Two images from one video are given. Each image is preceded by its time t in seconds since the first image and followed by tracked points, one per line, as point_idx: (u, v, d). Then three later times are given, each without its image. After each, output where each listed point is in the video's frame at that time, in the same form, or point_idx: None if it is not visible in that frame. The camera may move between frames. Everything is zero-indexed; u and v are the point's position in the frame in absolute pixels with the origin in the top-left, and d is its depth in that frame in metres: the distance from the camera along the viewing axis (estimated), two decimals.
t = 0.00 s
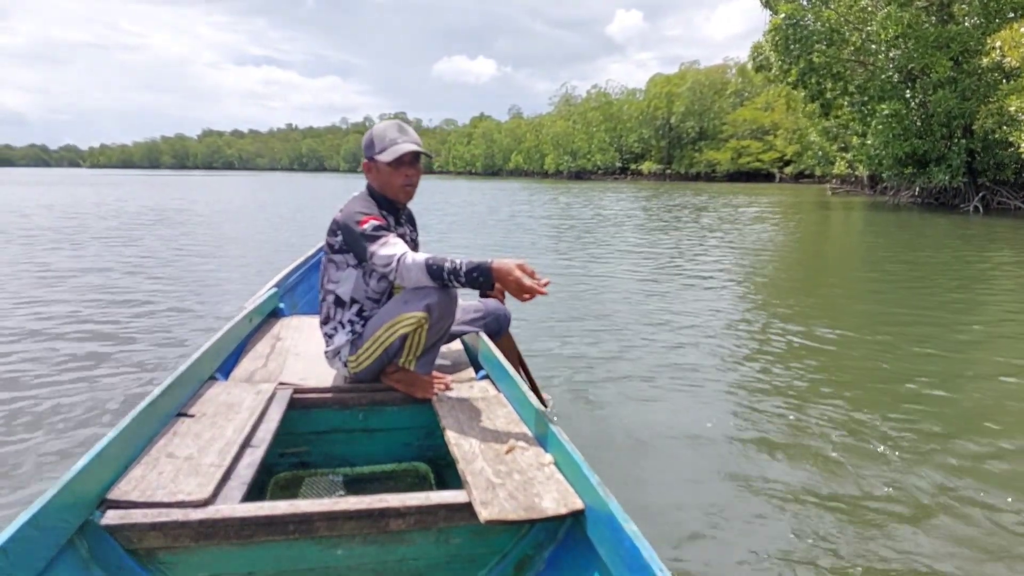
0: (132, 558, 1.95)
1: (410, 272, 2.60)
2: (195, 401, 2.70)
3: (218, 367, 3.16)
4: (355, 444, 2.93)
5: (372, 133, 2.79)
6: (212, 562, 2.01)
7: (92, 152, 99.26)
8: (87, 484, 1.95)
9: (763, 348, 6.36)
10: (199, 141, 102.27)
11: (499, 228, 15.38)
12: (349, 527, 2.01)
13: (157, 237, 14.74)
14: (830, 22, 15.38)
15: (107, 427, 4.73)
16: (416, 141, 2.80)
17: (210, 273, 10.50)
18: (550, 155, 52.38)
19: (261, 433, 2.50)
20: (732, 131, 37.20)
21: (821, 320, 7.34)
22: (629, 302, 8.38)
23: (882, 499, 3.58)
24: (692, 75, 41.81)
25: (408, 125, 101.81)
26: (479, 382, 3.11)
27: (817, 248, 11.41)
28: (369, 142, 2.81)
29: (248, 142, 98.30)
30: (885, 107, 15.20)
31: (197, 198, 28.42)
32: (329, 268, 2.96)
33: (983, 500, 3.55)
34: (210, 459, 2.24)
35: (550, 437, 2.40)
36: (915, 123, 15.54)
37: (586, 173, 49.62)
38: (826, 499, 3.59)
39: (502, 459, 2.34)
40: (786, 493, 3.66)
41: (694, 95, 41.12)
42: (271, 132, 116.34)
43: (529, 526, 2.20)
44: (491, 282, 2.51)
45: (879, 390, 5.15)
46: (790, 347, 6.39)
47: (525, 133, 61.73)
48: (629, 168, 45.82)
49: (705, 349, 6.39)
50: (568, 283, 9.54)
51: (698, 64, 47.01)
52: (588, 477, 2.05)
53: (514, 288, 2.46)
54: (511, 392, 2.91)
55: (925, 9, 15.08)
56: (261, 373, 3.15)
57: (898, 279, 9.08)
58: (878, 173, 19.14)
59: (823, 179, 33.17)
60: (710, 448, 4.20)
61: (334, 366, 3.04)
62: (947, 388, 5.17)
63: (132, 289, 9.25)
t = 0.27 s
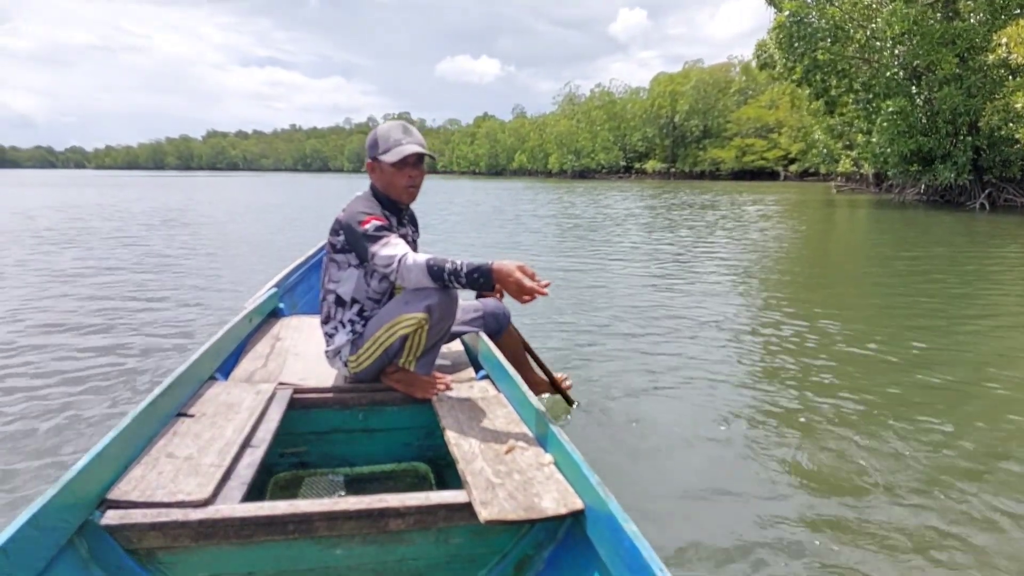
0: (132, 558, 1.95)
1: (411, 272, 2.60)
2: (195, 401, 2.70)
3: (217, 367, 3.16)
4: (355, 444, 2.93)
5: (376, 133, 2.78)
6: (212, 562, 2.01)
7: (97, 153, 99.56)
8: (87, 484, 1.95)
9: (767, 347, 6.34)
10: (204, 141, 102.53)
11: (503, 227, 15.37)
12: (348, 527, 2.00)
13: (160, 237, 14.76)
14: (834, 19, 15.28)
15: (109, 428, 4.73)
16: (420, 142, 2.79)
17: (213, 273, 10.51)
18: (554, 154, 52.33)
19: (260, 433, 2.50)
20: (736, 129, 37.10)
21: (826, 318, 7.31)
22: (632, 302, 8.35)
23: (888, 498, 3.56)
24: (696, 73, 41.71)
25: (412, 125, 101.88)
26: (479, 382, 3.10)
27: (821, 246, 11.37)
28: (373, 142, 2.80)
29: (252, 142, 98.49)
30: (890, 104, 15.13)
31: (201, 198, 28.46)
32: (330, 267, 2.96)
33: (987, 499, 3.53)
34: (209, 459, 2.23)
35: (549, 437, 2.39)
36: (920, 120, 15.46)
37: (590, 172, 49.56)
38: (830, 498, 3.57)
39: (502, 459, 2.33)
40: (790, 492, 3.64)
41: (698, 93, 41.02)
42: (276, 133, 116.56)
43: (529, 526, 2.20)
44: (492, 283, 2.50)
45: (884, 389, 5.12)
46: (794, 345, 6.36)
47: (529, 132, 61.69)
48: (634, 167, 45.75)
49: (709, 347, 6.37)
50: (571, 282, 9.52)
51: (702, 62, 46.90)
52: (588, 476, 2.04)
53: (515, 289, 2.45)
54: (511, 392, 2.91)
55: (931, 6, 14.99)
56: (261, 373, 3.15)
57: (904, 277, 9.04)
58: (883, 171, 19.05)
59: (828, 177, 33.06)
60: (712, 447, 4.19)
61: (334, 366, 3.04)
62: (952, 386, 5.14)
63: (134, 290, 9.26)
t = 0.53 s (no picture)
0: (132, 558, 1.95)
1: (413, 273, 2.59)
2: (195, 401, 2.71)
3: (218, 367, 3.16)
4: (355, 444, 2.93)
5: (380, 133, 2.77)
6: (212, 562, 2.01)
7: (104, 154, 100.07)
8: (87, 485, 1.95)
9: (773, 346, 6.32)
10: (210, 142, 102.88)
11: (507, 227, 15.37)
12: (349, 527, 2.00)
13: (165, 237, 14.79)
14: (840, 18, 15.23)
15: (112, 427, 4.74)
16: (424, 143, 2.77)
17: (217, 273, 10.53)
18: (558, 153, 52.30)
19: (261, 432, 2.50)
20: (742, 129, 36.99)
21: (832, 318, 7.28)
22: (637, 301, 8.33)
23: (893, 498, 3.54)
24: (701, 72, 41.62)
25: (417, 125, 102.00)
26: (479, 381, 3.10)
27: (827, 245, 11.33)
28: (376, 142, 2.79)
29: (258, 143, 98.75)
30: (896, 103, 15.07)
31: (206, 199, 28.52)
32: (332, 267, 2.95)
33: (995, 498, 3.51)
34: (210, 459, 2.24)
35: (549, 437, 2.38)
36: (926, 119, 15.40)
37: (595, 172, 49.51)
38: (834, 498, 3.55)
39: (502, 459, 2.32)
40: (794, 492, 3.62)
41: (703, 92, 40.96)
42: (281, 134, 116.82)
43: (530, 526, 2.19)
44: (494, 283, 2.49)
45: (889, 388, 5.10)
46: (800, 345, 6.34)
47: (533, 132, 61.67)
48: (638, 166, 45.67)
49: (713, 347, 6.34)
50: (575, 282, 9.51)
51: (707, 61, 46.79)
52: (588, 476, 2.04)
53: (518, 290, 2.45)
54: (512, 391, 2.90)
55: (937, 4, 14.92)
56: (261, 373, 3.15)
57: (911, 277, 8.98)
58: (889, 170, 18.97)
59: (834, 176, 32.95)
60: (715, 447, 4.17)
61: (336, 365, 3.03)
62: (959, 386, 5.11)
63: (139, 290, 9.29)
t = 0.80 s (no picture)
0: (132, 558, 1.95)
1: (415, 273, 2.58)
2: (195, 401, 2.70)
3: (217, 367, 3.16)
4: (355, 444, 2.93)
5: (383, 132, 2.76)
6: (211, 562, 2.00)
7: (109, 154, 100.41)
8: (87, 485, 1.95)
9: (777, 347, 6.29)
10: (215, 142, 103.12)
11: (510, 227, 15.35)
12: (349, 526, 1.99)
13: (169, 237, 14.81)
14: (845, 18, 15.19)
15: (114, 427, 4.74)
16: (427, 143, 2.77)
17: (221, 273, 10.54)
18: (563, 153, 52.27)
19: (261, 432, 2.49)
20: (746, 129, 36.92)
21: (837, 319, 7.25)
22: (640, 302, 8.31)
23: (898, 499, 3.52)
24: (706, 72, 41.56)
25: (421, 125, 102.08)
26: (479, 381, 3.09)
27: (833, 246, 11.29)
28: (380, 142, 2.78)
29: (262, 143, 98.95)
30: (902, 104, 15.02)
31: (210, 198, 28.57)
32: (335, 266, 2.95)
33: (1000, 500, 3.48)
34: (210, 459, 2.23)
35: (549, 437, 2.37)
36: (933, 120, 15.34)
37: (599, 172, 49.47)
38: (837, 499, 3.53)
39: (502, 458, 2.31)
40: (797, 494, 3.60)
41: (708, 92, 40.89)
42: (286, 134, 117.04)
43: (529, 526, 2.18)
44: (497, 284, 2.48)
45: (894, 390, 5.07)
46: (804, 346, 6.31)
47: (538, 132, 61.66)
48: (643, 167, 45.63)
49: (717, 348, 6.32)
50: (578, 283, 9.49)
51: (712, 62, 46.73)
52: (588, 476, 2.03)
53: (520, 291, 2.44)
54: (512, 392, 2.89)
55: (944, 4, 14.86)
56: (261, 373, 3.15)
57: (917, 278, 8.94)
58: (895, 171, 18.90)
59: (839, 177, 32.87)
60: (717, 447, 4.15)
61: (336, 365, 3.03)
62: (964, 387, 5.08)
63: (142, 290, 9.30)
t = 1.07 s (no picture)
0: (131, 557, 1.94)
1: (416, 273, 2.58)
2: (195, 401, 2.70)
3: (217, 367, 3.16)
4: (354, 443, 2.92)
5: (386, 133, 2.75)
6: (210, 561, 2.00)
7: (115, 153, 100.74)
8: (86, 484, 1.95)
9: (780, 349, 6.26)
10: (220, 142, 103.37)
11: (514, 228, 15.34)
12: (348, 527, 1.99)
13: (172, 237, 14.82)
14: (851, 19, 15.13)
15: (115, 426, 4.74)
16: (430, 143, 2.76)
17: (224, 273, 10.54)
18: (567, 154, 52.25)
19: (260, 432, 2.49)
20: (751, 130, 36.86)
21: (841, 321, 7.22)
22: (644, 303, 8.30)
23: (902, 503, 3.50)
24: (711, 74, 41.51)
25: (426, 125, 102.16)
26: (479, 381, 3.08)
27: (838, 247, 11.26)
28: (383, 142, 2.78)
29: (267, 142, 99.16)
30: (908, 105, 14.97)
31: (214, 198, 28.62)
32: (336, 265, 2.94)
33: (1005, 503, 3.46)
34: (209, 459, 2.23)
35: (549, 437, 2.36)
36: (939, 121, 15.28)
37: (603, 173, 49.45)
38: (841, 503, 3.51)
39: (502, 458, 2.30)
40: (800, 496, 3.58)
41: (713, 94, 40.83)
42: (291, 133, 117.28)
43: (529, 526, 2.17)
44: (498, 284, 2.47)
45: (899, 392, 5.04)
46: (809, 348, 6.28)
47: (542, 132, 61.66)
48: (647, 167, 45.59)
49: (720, 349, 6.29)
50: (581, 283, 9.47)
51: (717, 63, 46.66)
52: (588, 476, 2.02)
53: (521, 291, 2.43)
54: (512, 392, 2.88)
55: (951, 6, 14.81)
56: (261, 373, 3.14)
57: (922, 280, 8.91)
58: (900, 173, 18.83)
59: (844, 178, 32.80)
60: (720, 449, 4.14)
61: (336, 364, 3.02)
62: (970, 390, 5.05)
63: (145, 290, 9.30)
